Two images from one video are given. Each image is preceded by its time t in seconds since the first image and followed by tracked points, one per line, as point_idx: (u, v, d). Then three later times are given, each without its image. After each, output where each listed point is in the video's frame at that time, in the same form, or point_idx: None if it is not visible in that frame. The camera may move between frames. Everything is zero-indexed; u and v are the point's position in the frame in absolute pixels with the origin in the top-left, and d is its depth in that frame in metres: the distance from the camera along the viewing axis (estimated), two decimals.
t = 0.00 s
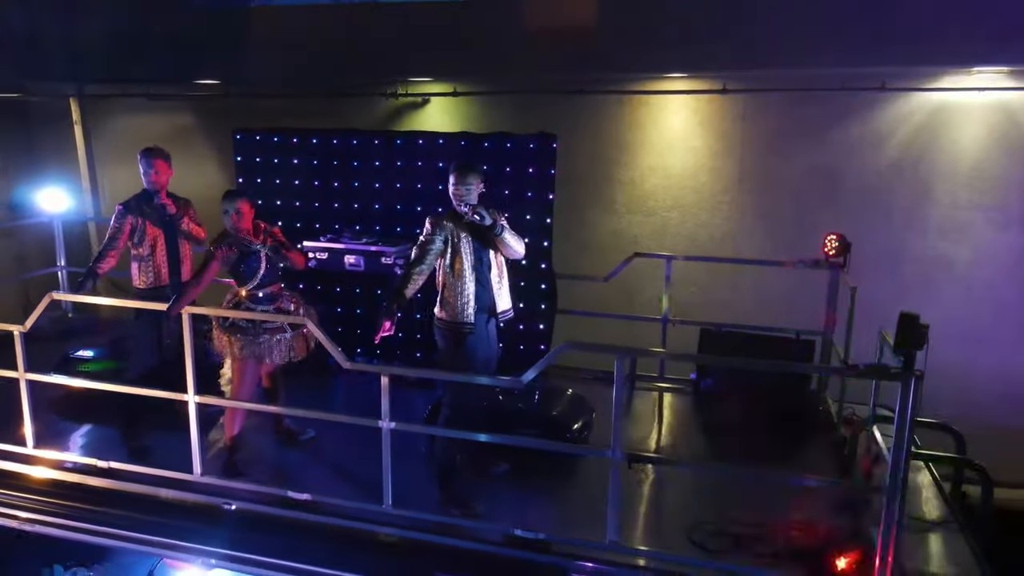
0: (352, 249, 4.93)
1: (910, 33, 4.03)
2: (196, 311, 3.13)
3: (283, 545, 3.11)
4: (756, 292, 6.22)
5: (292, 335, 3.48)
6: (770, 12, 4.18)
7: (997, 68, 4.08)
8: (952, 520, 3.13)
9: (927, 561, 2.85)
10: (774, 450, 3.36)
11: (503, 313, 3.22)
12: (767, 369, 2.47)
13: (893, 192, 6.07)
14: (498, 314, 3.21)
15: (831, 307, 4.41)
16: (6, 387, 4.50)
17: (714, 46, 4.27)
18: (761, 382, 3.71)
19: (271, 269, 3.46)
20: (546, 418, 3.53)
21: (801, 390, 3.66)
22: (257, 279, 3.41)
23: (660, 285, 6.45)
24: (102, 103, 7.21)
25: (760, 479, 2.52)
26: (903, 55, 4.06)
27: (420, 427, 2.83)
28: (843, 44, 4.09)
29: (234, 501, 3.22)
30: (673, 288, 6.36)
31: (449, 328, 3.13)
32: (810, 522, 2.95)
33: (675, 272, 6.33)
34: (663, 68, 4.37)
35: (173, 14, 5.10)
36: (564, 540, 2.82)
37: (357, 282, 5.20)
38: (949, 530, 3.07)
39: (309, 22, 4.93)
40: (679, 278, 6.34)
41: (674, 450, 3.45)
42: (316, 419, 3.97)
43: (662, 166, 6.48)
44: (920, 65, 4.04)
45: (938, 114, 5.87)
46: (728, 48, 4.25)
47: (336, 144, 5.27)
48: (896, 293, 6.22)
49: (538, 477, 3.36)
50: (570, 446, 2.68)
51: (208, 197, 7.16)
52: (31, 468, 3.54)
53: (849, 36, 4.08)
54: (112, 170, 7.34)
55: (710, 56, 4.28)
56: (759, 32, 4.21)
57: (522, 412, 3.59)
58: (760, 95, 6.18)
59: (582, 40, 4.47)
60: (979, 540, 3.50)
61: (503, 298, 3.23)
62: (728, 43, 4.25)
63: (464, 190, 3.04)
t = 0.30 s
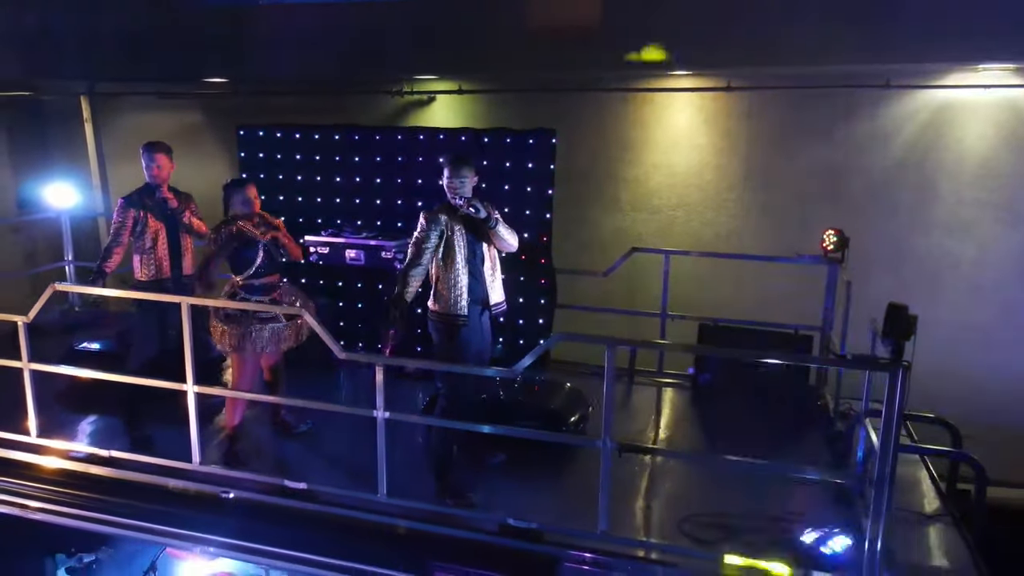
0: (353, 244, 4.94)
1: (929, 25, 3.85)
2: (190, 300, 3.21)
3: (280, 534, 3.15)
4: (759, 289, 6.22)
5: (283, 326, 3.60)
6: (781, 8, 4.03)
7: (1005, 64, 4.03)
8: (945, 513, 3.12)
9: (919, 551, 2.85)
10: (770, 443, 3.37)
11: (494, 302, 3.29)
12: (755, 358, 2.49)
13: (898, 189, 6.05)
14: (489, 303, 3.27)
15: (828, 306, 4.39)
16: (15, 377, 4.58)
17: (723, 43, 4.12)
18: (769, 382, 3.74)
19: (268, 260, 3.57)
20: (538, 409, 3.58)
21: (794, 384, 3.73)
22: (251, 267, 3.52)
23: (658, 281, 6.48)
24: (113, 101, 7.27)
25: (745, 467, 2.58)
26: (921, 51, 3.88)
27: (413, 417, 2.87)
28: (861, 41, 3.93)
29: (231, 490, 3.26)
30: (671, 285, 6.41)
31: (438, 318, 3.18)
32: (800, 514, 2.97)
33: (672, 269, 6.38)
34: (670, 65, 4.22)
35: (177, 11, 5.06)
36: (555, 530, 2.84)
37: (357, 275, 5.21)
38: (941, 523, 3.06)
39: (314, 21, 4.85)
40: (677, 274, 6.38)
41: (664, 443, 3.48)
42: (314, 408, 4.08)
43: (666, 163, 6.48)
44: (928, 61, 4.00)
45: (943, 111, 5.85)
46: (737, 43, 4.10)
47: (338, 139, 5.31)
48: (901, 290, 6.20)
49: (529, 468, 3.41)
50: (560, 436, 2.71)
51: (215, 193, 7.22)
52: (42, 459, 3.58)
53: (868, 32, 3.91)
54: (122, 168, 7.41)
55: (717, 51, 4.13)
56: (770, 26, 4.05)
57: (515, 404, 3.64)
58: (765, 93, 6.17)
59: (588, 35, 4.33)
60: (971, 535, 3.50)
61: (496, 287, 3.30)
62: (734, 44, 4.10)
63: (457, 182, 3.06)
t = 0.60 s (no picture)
0: (358, 239, 5.04)
1: (948, 24, 3.74)
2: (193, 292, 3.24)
3: (280, 524, 3.19)
4: (763, 286, 6.20)
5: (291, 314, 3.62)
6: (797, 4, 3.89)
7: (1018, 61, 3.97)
8: (941, 507, 3.11)
9: (915, 546, 2.84)
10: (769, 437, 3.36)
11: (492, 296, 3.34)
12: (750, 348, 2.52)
13: (908, 187, 6.01)
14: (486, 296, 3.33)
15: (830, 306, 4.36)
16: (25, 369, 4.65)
17: (738, 41, 4.00)
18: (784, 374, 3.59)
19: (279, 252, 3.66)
20: (531, 400, 3.65)
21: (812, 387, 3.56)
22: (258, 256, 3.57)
23: (660, 276, 6.47)
24: (126, 99, 7.34)
25: (739, 460, 2.58)
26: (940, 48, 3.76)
27: (411, 408, 2.89)
28: (886, 41, 3.81)
29: (233, 480, 3.32)
30: (673, 281, 6.42)
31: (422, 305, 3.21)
32: (797, 509, 2.96)
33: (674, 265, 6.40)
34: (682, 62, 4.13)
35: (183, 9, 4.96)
36: (551, 521, 2.85)
37: (361, 270, 5.22)
38: (937, 517, 3.04)
39: (319, 21, 4.71)
40: (679, 270, 6.37)
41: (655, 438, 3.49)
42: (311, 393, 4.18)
43: (674, 162, 6.48)
44: (941, 58, 3.94)
45: (954, 109, 5.81)
46: (752, 41, 4.00)
47: (344, 135, 5.33)
48: (908, 289, 6.17)
49: (526, 461, 3.43)
50: (556, 428, 2.74)
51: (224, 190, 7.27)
52: (56, 449, 3.62)
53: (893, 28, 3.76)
54: (133, 165, 7.48)
55: (730, 47, 4.00)
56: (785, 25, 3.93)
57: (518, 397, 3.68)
58: (773, 90, 6.14)
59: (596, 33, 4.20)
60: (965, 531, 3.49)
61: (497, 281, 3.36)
62: (746, 40, 3.98)
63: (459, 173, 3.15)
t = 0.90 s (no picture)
0: (363, 236, 5.08)
1: (959, 22, 3.71)
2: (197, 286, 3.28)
3: (282, 516, 3.24)
4: (769, 284, 6.18)
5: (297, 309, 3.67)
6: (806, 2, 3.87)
7: None
8: (941, 506, 3.09)
9: (912, 543, 2.82)
10: (769, 433, 3.36)
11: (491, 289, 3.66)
12: (747, 343, 2.53)
13: (920, 186, 5.96)
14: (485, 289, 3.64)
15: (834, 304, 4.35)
16: (38, 362, 4.73)
17: (747, 38, 3.99)
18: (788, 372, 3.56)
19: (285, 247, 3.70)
20: (531, 395, 3.67)
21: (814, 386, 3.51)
22: (264, 252, 3.62)
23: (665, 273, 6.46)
24: (141, 97, 7.43)
25: (736, 455, 2.58)
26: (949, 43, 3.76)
27: (410, 402, 2.92)
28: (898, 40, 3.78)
29: (236, 471, 3.37)
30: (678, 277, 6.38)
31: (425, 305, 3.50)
32: (794, 506, 2.96)
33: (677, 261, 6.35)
34: (690, 59, 4.12)
35: (195, 8, 4.98)
36: (547, 515, 2.87)
37: (366, 267, 5.26)
38: (936, 516, 3.02)
39: (329, 20, 4.72)
40: (684, 268, 6.35)
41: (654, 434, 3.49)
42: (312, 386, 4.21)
43: (684, 161, 6.47)
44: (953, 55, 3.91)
45: (967, 108, 5.75)
46: (762, 38, 3.98)
47: (352, 132, 5.36)
48: (919, 288, 6.12)
49: (525, 456, 3.45)
50: (551, 422, 2.76)
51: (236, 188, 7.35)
52: (70, 442, 3.69)
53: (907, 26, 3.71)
54: (146, 163, 7.58)
55: (738, 44, 4.00)
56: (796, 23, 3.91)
57: (522, 394, 3.65)
58: (784, 88, 6.11)
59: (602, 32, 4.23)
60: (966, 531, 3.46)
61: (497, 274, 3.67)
62: (755, 37, 3.96)
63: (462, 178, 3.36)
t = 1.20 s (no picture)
0: (366, 233, 4.99)
1: (968, 21, 3.68)
2: (200, 282, 3.35)
3: (280, 509, 3.28)
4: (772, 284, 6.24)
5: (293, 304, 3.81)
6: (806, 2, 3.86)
7: None
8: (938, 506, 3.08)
9: (909, 543, 2.80)
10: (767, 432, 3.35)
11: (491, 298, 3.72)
12: (741, 340, 2.54)
13: (932, 186, 5.91)
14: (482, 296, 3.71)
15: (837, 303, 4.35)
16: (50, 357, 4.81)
17: (753, 37, 3.99)
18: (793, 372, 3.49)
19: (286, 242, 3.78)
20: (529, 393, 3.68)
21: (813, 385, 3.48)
22: (261, 245, 3.70)
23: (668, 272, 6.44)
24: (152, 97, 7.36)
25: (729, 454, 2.58)
26: (959, 42, 3.73)
27: (405, 398, 2.96)
28: (909, 39, 3.74)
29: (236, 465, 3.42)
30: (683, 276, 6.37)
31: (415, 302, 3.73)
32: (789, 504, 2.96)
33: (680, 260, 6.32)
34: (697, 56, 4.10)
35: (207, 9, 5.03)
36: (542, 511, 2.88)
37: (371, 264, 5.26)
38: (933, 516, 3.00)
39: (339, 20, 4.75)
40: (690, 267, 6.32)
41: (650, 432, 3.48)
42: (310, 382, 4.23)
43: (693, 160, 6.45)
44: (964, 55, 3.87)
45: (979, 107, 5.70)
46: (769, 37, 3.96)
47: (358, 131, 5.40)
48: (930, 289, 6.05)
49: (522, 453, 3.47)
50: (545, 418, 2.78)
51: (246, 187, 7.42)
52: (81, 435, 3.75)
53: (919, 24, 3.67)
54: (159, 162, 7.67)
55: (745, 43, 3.99)
56: (806, 18, 3.87)
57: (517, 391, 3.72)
58: (794, 88, 6.08)
59: (607, 31, 4.24)
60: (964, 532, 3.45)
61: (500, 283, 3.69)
62: (763, 35, 3.95)
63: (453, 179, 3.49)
